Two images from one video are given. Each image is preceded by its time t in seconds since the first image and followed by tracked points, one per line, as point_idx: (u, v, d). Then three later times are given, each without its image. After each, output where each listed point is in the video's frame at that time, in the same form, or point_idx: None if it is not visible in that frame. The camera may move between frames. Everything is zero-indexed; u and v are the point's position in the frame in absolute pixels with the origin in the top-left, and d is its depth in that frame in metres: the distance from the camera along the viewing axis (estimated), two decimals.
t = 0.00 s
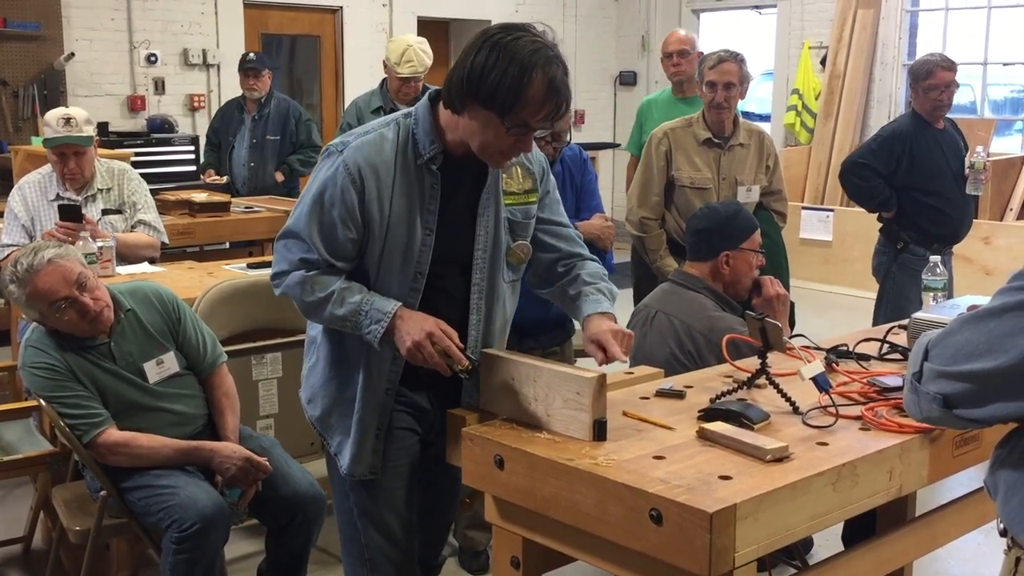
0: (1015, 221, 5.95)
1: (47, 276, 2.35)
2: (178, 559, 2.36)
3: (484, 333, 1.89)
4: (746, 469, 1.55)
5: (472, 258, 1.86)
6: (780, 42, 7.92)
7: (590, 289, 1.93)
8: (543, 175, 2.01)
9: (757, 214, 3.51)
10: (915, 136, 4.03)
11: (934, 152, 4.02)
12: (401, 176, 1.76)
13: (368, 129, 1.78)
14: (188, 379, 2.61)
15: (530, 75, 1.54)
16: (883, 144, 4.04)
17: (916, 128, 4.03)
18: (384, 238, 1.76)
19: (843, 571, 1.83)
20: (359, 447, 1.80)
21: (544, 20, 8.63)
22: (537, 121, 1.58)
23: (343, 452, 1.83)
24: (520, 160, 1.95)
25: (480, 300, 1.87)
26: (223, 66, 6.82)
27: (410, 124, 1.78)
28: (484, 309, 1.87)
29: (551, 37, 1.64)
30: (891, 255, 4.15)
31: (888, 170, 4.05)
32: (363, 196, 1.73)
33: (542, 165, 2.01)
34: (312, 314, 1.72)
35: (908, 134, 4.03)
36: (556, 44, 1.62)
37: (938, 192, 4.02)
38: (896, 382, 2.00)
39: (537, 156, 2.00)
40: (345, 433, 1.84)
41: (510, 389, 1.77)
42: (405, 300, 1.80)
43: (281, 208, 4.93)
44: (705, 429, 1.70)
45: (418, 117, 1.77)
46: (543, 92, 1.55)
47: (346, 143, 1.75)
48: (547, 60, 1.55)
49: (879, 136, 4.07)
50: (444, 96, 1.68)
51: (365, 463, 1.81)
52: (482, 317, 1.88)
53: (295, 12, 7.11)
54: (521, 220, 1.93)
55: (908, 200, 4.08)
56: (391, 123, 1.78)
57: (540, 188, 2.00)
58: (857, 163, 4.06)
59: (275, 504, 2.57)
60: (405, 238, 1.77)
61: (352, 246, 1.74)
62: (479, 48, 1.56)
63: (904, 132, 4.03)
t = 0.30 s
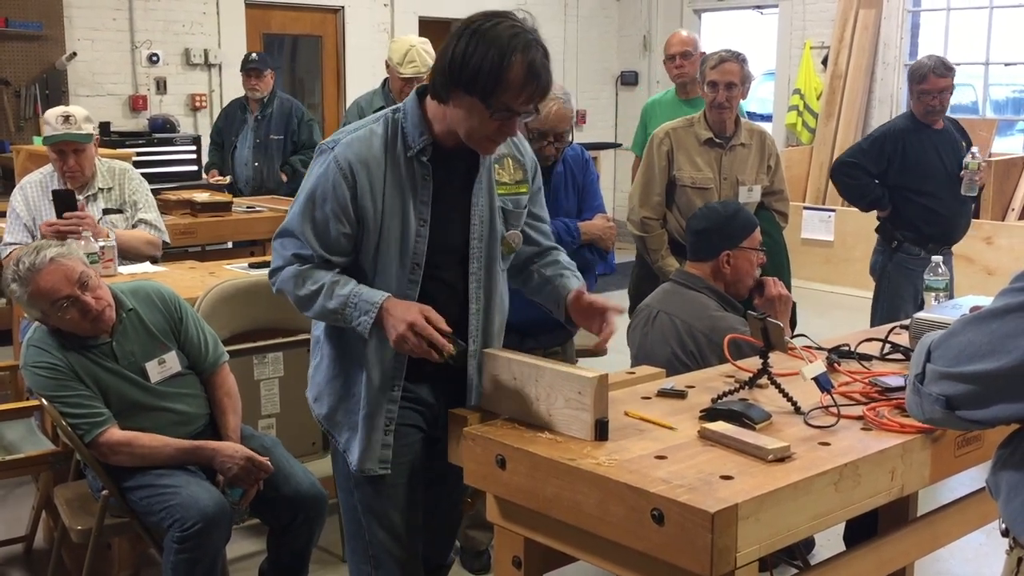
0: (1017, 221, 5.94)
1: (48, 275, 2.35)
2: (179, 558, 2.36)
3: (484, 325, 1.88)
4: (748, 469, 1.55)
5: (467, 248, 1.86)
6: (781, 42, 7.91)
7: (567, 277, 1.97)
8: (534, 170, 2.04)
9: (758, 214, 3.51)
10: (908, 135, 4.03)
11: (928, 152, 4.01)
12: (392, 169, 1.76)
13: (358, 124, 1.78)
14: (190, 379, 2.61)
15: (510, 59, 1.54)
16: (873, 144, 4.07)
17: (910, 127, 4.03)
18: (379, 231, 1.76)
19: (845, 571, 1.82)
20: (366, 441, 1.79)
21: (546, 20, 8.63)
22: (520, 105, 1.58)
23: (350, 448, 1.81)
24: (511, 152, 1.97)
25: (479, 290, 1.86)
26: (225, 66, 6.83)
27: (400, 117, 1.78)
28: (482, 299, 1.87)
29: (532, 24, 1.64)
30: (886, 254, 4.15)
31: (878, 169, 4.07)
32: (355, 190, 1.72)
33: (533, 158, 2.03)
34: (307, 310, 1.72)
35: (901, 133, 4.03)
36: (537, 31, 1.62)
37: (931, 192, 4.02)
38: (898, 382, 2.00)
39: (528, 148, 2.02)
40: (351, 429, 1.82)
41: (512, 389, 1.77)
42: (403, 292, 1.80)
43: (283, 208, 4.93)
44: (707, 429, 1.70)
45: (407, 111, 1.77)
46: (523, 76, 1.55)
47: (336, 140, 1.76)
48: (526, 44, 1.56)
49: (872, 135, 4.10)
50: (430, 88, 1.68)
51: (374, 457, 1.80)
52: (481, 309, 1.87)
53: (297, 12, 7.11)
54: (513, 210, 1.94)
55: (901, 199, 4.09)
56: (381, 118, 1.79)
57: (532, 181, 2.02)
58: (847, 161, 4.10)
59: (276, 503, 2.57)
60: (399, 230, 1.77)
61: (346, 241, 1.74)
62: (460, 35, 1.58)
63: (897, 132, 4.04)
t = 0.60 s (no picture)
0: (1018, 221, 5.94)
1: (49, 274, 2.35)
2: (180, 559, 2.36)
3: (483, 302, 1.92)
4: (750, 469, 1.55)
5: (463, 227, 1.90)
6: (783, 42, 7.90)
7: (559, 227, 2.03)
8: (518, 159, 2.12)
9: (760, 214, 3.51)
10: (904, 135, 4.03)
11: (924, 151, 4.00)
12: (384, 154, 1.81)
13: (345, 120, 1.84)
14: (192, 379, 2.61)
15: (476, 23, 1.66)
16: (869, 143, 4.08)
17: (907, 126, 4.03)
18: (376, 215, 1.80)
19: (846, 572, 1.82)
20: (387, 427, 1.80)
21: (548, 20, 8.63)
22: (491, 68, 1.68)
23: (370, 438, 1.82)
24: (493, 137, 2.03)
25: (477, 268, 1.90)
26: (226, 66, 6.83)
27: (384, 108, 1.84)
28: (480, 277, 1.91)
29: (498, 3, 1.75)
30: (883, 254, 4.15)
31: (873, 168, 4.07)
32: (348, 177, 1.77)
33: (515, 148, 2.11)
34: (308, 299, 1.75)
35: (897, 132, 4.03)
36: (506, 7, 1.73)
37: (927, 193, 4.02)
38: (900, 382, 2.00)
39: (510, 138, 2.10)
40: (369, 420, 1.83)
41: (512, 389, 1.77)
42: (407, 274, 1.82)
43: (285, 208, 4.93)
44: (708, 429, 1.70)
45: (391, 101, 1.84)
46: (491, 37, 1.66)
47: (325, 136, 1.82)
48: (491, 11, 1.67)
49: (869, 134, 4.11)
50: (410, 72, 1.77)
51: (393, 443, 1.80)
52: (479, 287, 1.91)
53: (298, 12, 7.11)
54: (503, 190, 1.99)
55: (897, 200, 4.09)
56: (365, 112, 1.85)
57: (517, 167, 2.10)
58: (843, 160, 4.11)
59: (277, 503, 2.57)
60: (396, 211, 1.81)
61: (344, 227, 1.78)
62: (431, 14, 1.69)
63: (894, 131, 4.04)
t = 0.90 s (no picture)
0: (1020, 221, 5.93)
1: (49, 274, 2.36)
2: (181, 559, 2.36)
3: (479, 294, 1.93)
4: (751, 469, 1.55)
5: (456, 221, 1.91)
6: (784, 42, 7.87)
7: (557, 201, 2.06)
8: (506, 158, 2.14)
9: (760, 214, 3.50)
10: (902, 135, 4.04)
11: (921, 150, 4.01)
12: (377, 152, 1.81)
13: (339, 118, 1.85)
14: (193, 379, 2.61)
15: (462, 45, 1.66)
16: (866, 142, 4.10)
17: (905, 125, 4.04)
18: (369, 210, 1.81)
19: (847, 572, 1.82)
20: (387, 420, 1.80)
21: (548, 20, 8.63)
22: (475, 88, 1.69)
23: (369, 431, 1.82)
24: (480, 133, 2.03)
25: (472, 262, 1.91)
26: (227, 66, 6.83)
27: (377, 106, 1.84)
28: (477, 271, 1.92)
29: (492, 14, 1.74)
30: (879, 253, 4.14)
31: (869, 168, 4.10)
32: (340, 174, 1.78)
33: (504, 148, 2.13)
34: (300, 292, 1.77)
35: (894, 132, 4.04)
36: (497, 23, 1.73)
37: (923, 193, 4.01)
38: (901, 382, 2.00)
39: (497, 137, 2.11)
40: (368, 413, 1.83)
41: (514, 389, 1.77)
42: (401, 268, 1.82)
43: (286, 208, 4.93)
44: (709, 429, 1.70)
45: (382, 101, 1.84)
46: (475, 61, 1.66)
47: (319, 134, 1.83)
48: (479, 31, 1.67)
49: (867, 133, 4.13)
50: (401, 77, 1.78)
51: (392, 435, 1.80)
52: (477, 280, 1.92)
53: (298, 12, 7.11)
54: (493, 186, 2.01)
55: (894, 199, 4.08)
56: (359, 110, 1.85)
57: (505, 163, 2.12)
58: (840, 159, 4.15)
59: (278, 503, 2.57)
60: (390, 207, 1.82)
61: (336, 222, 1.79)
62: (424, 25, 1.69)
63: (891, 130, 4.05)
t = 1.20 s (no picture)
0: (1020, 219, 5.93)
1: (49, 274, 2.36)
2: (182, 558, 2.36)
3: (480, 287, 1.94)
4: (751, 468, 1.55)
5: (455, 216, 1.91)
6: (784, 42, 7.85)
7: (556, 201, 2.05)
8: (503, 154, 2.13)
9: (761, 213, 3.50)
10: (899, 135, 4.03)
11: (916, 151, 4.00)
12: (373, 150, 1.81)
13: (335, 118, 1.85)
14: (193, 379, 2.61)
15: (448, 39, 1.66)
16: (860, 142, 4.11)
17: (902, 125, 4.03)
18: (368, 209, 1.81)
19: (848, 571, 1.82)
20: (388, 414, 1.80)
21: (548, 20, 8.63)
22: (463, 81, 1.69)
23: (371, 426, 1.82)
24: (476, 130, 2.02)
25: (473, 255, 1.92)
26: (227, 66, 6.83)
27: (371, 105, 1.84)
28: (478, 264, 1.93)
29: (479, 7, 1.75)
30: (875, 253, 4.14)
31: (863, 167, 4.11)
32: (338, 174, 1.78)
33: (501, 145, 2.12)
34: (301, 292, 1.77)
35: (891, 132, 4.03)
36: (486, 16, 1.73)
37: (917, 194, 4.01)
38: (902, 382, 2.00)
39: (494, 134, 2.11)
40: (370, 408, 1.82)
41: (514, 389, 1.77)
42: (401, 263, 1.83)
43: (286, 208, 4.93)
44: (709, 429, 1.70)
45: (377, 100, 1.84)
46: (460, 55, 1.66)
47: (315, 135, 1.83)
48: (466, 25, 1.67)
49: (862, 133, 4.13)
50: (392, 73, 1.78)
51: (394, 429, 1.81)
52: (477, 274, 1.93)
53: (299, 12, 7.11)
54: (490, 180, 2.00)
55: (889, 201, 4.08)
56: (354, 110, 1.85)
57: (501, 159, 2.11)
58: (835, 159, 4.17)
59: (279, 503, 2.57)
60: (389, 204, 1.82)
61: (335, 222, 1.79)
62: (413, 20, 1.69)
63: (887, 131, 4.04)
